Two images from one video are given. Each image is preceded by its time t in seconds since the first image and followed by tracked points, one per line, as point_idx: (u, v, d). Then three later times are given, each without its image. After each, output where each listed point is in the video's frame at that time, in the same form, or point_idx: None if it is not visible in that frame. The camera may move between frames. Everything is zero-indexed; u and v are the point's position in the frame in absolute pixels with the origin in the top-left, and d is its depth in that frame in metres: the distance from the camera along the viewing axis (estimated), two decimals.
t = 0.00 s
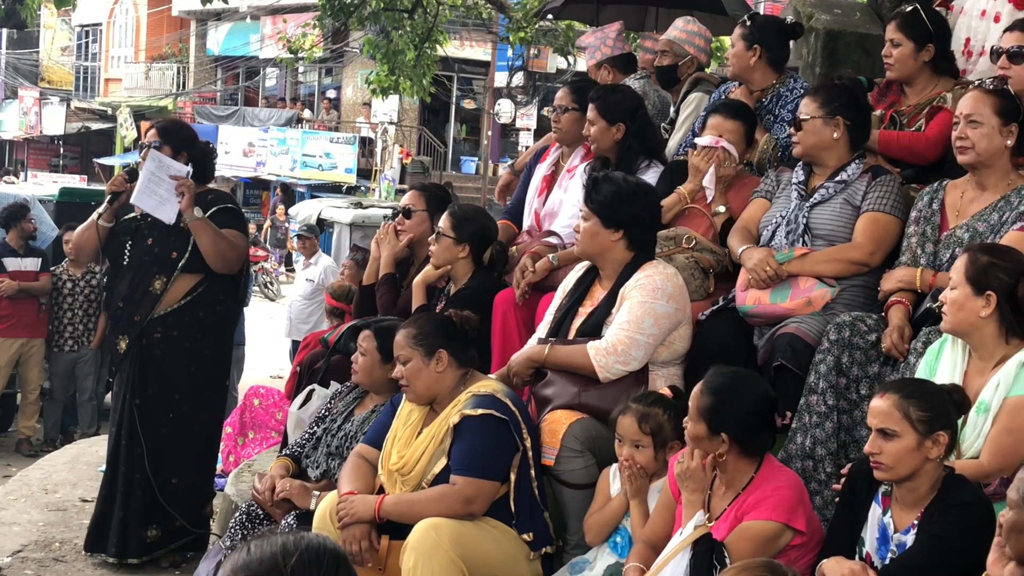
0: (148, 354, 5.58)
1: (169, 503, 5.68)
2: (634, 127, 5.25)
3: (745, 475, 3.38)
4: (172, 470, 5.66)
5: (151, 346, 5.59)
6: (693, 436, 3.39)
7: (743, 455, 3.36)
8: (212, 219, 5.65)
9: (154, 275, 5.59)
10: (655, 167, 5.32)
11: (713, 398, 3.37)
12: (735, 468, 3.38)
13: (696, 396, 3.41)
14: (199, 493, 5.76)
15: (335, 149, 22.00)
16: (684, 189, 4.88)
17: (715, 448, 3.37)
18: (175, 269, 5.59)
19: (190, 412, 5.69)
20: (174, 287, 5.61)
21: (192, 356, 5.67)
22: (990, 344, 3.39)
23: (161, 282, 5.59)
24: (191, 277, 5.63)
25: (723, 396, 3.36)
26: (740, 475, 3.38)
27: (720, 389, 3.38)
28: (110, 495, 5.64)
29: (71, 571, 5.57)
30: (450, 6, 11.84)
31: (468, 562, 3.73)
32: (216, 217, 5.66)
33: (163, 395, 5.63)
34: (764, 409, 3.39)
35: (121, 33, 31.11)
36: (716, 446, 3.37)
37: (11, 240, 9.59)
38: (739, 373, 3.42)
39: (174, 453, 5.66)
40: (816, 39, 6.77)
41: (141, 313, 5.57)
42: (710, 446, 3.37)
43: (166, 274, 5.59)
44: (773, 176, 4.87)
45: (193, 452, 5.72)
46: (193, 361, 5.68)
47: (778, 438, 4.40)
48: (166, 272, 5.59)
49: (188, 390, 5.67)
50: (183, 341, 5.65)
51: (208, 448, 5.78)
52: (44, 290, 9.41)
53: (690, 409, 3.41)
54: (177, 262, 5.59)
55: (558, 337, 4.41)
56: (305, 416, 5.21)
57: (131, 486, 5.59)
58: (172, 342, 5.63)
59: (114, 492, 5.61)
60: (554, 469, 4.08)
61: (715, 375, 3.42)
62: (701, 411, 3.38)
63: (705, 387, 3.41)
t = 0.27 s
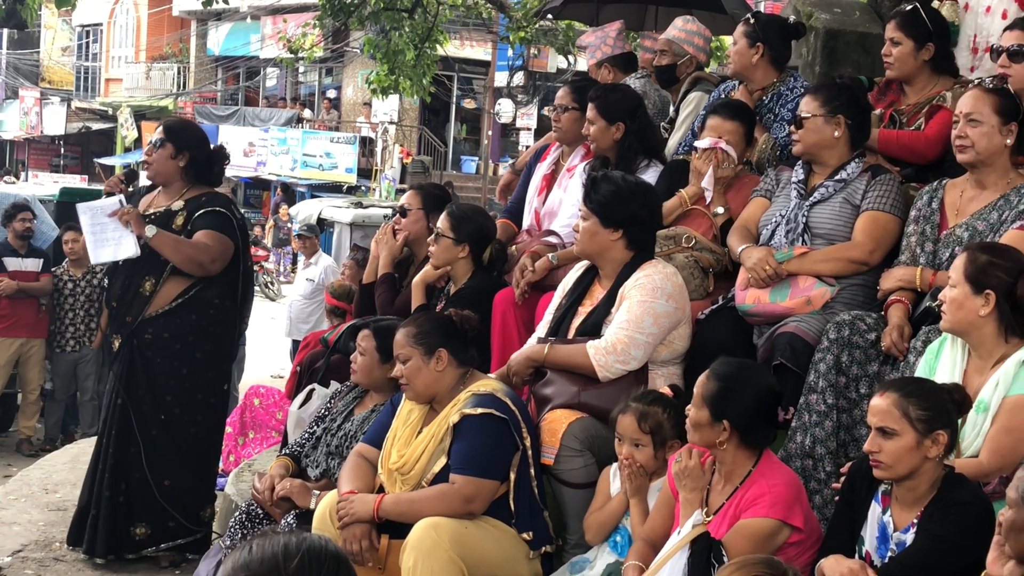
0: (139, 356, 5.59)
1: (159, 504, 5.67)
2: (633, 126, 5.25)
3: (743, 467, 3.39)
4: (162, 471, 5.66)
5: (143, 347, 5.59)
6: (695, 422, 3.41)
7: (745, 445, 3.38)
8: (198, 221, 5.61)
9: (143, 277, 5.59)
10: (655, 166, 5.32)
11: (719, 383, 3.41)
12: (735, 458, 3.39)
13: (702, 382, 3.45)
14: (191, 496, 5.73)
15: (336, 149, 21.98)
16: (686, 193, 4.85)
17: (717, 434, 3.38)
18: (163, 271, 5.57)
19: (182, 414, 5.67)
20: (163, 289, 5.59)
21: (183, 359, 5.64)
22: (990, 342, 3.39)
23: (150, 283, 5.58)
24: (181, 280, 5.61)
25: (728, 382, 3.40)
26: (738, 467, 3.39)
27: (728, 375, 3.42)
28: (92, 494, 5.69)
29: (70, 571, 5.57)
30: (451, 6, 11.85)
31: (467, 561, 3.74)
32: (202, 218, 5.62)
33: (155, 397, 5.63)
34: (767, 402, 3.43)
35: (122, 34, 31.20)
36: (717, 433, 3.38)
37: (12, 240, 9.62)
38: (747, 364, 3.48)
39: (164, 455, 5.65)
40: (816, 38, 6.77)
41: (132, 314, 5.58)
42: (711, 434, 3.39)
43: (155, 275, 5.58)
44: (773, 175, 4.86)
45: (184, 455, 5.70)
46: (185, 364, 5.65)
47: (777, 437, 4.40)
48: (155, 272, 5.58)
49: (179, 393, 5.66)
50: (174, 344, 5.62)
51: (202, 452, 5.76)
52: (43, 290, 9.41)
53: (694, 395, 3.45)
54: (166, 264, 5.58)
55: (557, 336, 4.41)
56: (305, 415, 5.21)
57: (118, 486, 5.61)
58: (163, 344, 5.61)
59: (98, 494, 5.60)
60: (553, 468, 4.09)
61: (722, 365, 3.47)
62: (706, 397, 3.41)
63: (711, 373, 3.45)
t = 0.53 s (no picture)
0: (135, 355, 5.60)
1: (155, 503, 5.68)
2: (631, 125, 5.25)
3: (742, 461, 3.39)
4: (157, 471, 5.66)
5: (138, 347, 5.60)
6: (696, 412, 3.39)
7: (744, 439, 3.38)
8: (198, 223, 5.62)
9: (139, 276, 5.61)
10: (653, 165, 5.33)
11: (723, 373, 3.42)
12: (733, 453, 3.39)
13: (704, 372, 3.45)
14: (188, 495, 5.73)
15: (335, 148, 21.83)
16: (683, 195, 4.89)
17: (716, 425, 3.38)
18: (162, 270, 5.57)
19: (178, 414, 5.67)
20: (159, 289, 5.59)
21: (179, 359, 5.64)
22: (988, 340, 3.39)
23: (146, 284, 5.59)
24: (178, 281, 5.61)
25: (730, 371, 3.41)
26: (736, 462, 3.39)
27: (733, 364, 3.43)
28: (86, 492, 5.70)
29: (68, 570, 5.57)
30: (449, 5, 11.84)
31: (466, 560, 3.73)
32: (202, 222, 5.63)
33: (150, 397, 5.63)
34: (769, 396, 3.42)
35: (121, 32, 31.25)
36: (717, 424, 3.37)
37: (12, 238, 9.68)
38: (752, 357, 3.47)
39: (160, 455, 5.65)
40: (814, 36, 6.77)
41: (128, 313, 5.59)
42: (712, 425, 3.38)
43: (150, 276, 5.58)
44: (771, 173, 4.83)
45: (181, 455, 5.69)
46: (181, 364, 5.65)
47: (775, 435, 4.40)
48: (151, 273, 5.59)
49: (175, 393, 5.65)
50: (170, 344, 5.62)
51: (200, 453, 5.75)
52: (41, 289, 9.40)
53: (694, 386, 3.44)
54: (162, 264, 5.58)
55: (555, 334, 4.41)
56: (303, 414, 5.21)
57: (114, 485, 5.63)
58: (159, 344, 5.61)
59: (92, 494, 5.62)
60: (551, 467, 4.09)
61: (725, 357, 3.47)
62: (709, 387, 3.41)
63: (715, 364, 3.46)
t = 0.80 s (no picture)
0: (140, 355, 5.59)
1: (158, 503, 5.68)
2: (628, 123, 5.24)
3: (738, 458, 3.39)
4: (161, 471, 5.66)
5: (144, 346, 5.59)
6: (692, 410, 3.40)
7: (739, 436, 3.38)
8: (213, 225, 5.64)
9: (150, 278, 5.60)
10: (651, 163, 5.29)
11: (717, 371, 3.42)
12: (729, 450, 3.39)
13: (698, 371, 3.45)
14: (190, 494, 5.76)
15: (331, 145, 21.86)
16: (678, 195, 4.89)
17: (712, 422, 3.38)
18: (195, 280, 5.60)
19: (183, 413, 5.68)
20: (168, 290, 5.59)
21: (184, 358, 5.64)
22: (984, 338, 3.39)
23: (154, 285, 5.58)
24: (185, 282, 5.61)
25: (724, 370, 3.41)
26: (733, 459, 3.40)
27: (728, 362, 3.43)
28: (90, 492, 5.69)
29: (66, 568, 5.57)
30: (446, 2, 11.83)
31: (463, 558, 3.73)
32: (218, 223, 5.65)
33: (155, 396, 5.63)
34: (764, 392, 3.42)
35: (118, 30, 31.26)
36: (714, 422, 3.37)
37: (10, 236, 9.56)
38: (746, 354, 3.48)
39: (164, 454, 5.66)
40: (811, 33, 6.77)
41: (134, 314, 5.59)
42: (708, 422, 3.38)
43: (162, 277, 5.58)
44: (767, 170, 4.84)
45: (184, 454, 5.71)
46: (186, 363, 5.65)
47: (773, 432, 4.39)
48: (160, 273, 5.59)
49: (180, 391, 5.66)
50: (176, 343, 5.62)
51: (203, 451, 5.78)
52: (38, 287, 9.40)
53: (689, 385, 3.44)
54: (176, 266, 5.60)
55: (552, 332, 4.41)
56: (300, 412, 5.20)
57: (118, 486, 5.61)
58: (165, 343, 5.61)
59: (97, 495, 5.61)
60: (549, 465, 4.09)
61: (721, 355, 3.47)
62: (704, 385, 3.41)
63: (709, 362, 3.45)
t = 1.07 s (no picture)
0: (149, 352, 5.58)
1: (165, 501, 5.67)
2: (625, 120, 5.24)
3: (732, 456, 3.39)
4: (170, 468, 5.65)
5: (153, 343, 5.59)
6: (683, 410, 3.40)
7: (732, 434, 3.38)
8: (219, 222, 5.67)
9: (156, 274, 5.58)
10: (646, 160, 5.32)
11: (706, 370, 3.42)
12: (723, 447, 3.40)
13: (686, 370, 3.45)
14: (196, 490, 5.76)
15: (326, 142, 21.78)
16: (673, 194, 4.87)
17: (704, 421, 3.38)
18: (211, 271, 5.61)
19: (190, 409, 5.69)
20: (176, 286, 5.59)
21: (192, 353, 5.66)
22: (981, 335, 3.40)
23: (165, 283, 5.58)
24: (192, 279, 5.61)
25: (714, 369, 3.41)
26: (727, 457, 3.40)
27: (717, 361, 3.43)
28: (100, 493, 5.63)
29: (61, 565, 5.56)
30: None
31: (458, 555, 3.73)
32: (222, 220, 5.68)
33: (164, 393, 5.62)
34: (755, 389, 3.42)
35: (112, 26, 31.24)
36: (706, 421, 3.38)
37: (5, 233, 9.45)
38: (734, 352, 3.48)
39: (171, 450, 5.65)
40: (807, 31, 6.76)
41: (143, 311, 5.58)
42: (699, 422, 3.38)
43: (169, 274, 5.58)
44: (764, 168, 4.84)
45: (190, 450, 5.72)
46: (194, 357, 5.67)
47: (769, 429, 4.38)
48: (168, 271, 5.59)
49: (188, 386, 5.66)
50: (185, 338, 5.64)
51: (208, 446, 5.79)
52: (32, 284, 9.37)
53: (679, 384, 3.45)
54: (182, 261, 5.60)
55: (548, 329, 4.41)
56: (296, 409, 5.20)
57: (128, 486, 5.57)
58: (174, 338, 5.62)
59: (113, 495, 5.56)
60: (544, 462, 4.09)
61: (711, 353, 3.47)
62: (694, 384, 3.41)
63: (698, 361, 3.45)
